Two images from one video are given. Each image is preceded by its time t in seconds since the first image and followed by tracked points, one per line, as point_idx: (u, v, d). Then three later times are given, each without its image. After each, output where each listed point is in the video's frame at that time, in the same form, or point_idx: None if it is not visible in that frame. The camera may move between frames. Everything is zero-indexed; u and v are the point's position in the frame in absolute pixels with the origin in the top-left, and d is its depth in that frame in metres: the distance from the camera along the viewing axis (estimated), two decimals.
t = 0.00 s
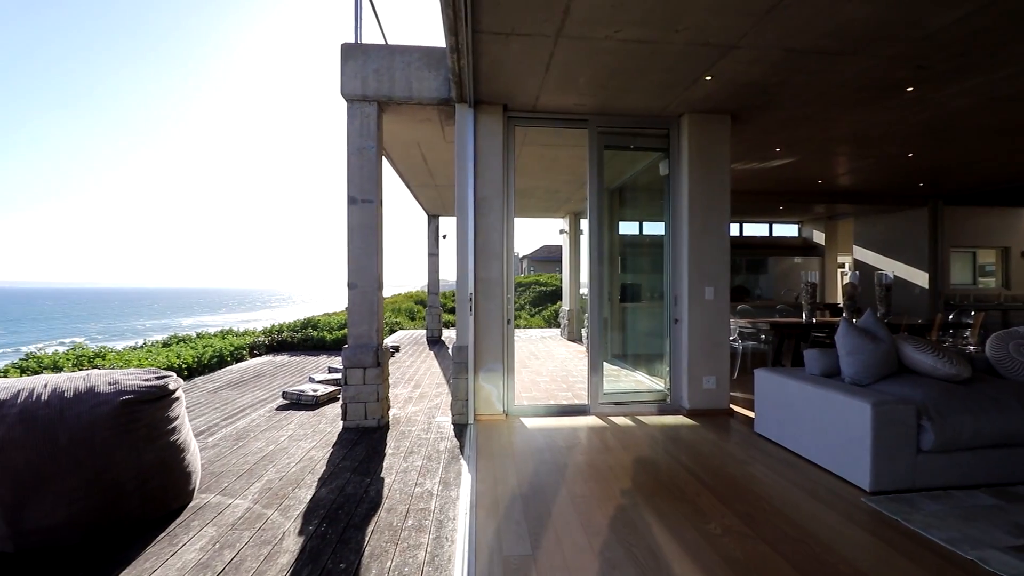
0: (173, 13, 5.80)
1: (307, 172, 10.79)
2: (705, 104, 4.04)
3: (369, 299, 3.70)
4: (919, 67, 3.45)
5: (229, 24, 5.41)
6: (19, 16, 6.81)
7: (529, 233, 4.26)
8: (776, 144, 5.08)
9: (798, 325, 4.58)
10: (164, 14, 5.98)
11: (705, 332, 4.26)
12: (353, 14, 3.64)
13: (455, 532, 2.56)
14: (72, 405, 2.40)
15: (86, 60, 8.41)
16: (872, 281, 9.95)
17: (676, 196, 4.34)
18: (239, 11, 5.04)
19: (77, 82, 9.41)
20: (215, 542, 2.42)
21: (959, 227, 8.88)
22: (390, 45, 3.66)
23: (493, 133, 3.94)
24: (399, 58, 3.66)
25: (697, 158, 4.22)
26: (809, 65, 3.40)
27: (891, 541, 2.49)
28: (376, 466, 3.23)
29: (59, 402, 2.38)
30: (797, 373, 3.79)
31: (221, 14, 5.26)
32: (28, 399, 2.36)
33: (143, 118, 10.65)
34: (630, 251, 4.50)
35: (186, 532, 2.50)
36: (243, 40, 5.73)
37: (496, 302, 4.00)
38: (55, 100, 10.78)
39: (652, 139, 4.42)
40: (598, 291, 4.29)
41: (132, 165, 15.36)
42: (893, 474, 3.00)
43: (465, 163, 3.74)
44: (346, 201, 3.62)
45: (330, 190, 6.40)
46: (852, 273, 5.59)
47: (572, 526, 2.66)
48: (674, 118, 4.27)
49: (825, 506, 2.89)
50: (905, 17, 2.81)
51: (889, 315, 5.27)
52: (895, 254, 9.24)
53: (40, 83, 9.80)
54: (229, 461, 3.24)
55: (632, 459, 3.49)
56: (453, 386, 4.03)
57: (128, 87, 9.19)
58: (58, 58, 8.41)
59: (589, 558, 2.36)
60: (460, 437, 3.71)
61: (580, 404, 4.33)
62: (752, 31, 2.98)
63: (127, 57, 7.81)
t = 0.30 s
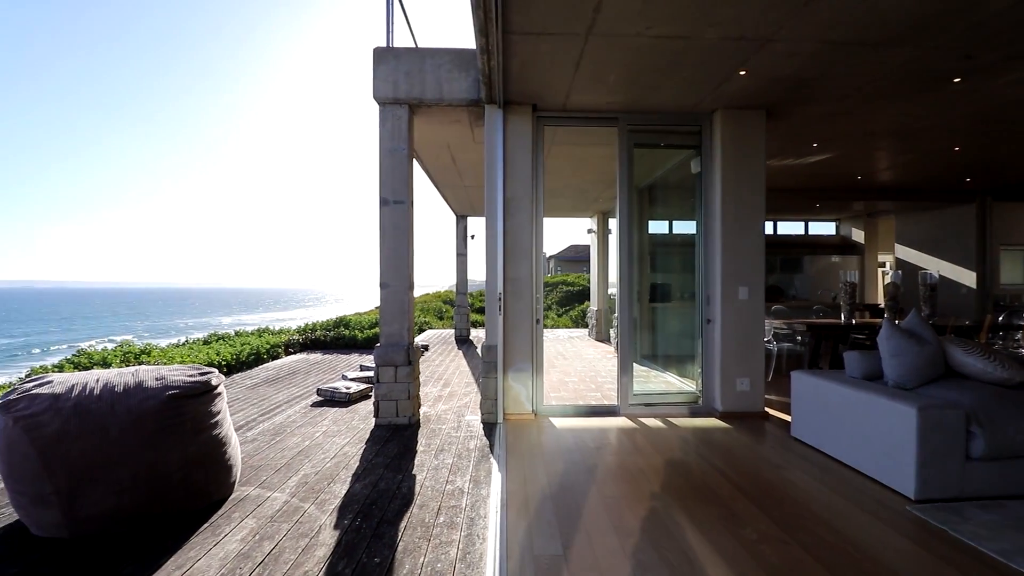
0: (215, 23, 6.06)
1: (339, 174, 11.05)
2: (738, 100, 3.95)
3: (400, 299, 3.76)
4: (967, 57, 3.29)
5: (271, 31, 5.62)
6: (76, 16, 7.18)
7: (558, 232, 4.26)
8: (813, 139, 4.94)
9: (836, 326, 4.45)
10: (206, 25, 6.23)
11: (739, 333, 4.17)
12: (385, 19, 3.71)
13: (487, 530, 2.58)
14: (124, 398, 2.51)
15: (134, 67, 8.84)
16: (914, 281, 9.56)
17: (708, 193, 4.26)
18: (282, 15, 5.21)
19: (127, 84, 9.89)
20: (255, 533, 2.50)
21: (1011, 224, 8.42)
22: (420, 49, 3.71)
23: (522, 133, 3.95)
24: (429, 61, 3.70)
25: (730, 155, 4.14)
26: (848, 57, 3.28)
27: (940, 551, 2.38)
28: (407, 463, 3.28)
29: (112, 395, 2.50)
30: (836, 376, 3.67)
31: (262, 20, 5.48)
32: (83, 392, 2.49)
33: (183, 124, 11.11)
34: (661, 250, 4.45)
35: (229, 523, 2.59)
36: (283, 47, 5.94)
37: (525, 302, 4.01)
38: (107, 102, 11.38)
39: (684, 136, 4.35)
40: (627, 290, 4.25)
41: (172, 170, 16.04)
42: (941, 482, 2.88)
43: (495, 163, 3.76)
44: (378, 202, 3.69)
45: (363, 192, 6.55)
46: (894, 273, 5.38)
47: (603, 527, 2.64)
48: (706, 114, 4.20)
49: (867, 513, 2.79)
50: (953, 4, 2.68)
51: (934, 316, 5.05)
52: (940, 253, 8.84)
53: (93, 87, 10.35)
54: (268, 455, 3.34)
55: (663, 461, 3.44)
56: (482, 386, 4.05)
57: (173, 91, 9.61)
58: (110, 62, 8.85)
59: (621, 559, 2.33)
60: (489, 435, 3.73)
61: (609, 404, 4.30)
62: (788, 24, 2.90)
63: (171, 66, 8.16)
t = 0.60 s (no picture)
0: (255, 32, 6.30)
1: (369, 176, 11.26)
2: (773, 94, 3.85)
3: (429, 298, 3.81)
4: (1021, 45, 3.12)
5: (309, 35, 5.78)
6: (126, 25, 7.56)
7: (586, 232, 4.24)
8: (851, 133, 4.79)
9: (877, 328, 4.30)
10: (245, 34, 6.45)
11: (773, 334, 4.06)
12: (415, 23, 3.76)
13: (516, 529, 2.58)
14: (167, 393, 2.58)
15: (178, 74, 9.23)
16: (960, 282, 9.14)
17: (742, 191, 4.18)
18: (318, 19, 5.37)
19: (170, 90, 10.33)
20: (292, 526, 2.57)
21: None
22: (449, 51, 3.74)
23: (550, 133, 3.94)
24: (458, 62, 3.74)
25: (763, 152, 4.04)
26: (890, 47, 3.15)
27: (993, 562, 2.26)
28: (437, 460, 3.31)
29: (155, 389, 2.57)
30: (877, 379, 3.54)
31: (299, 24, 5.66)
32: (130, 386, 2.57)
33: (220, 129, 11.56)
34: (691, 249, 4.38)
35: (266, 515, 2.67)
36: (321, 51, 6.11)
37: (553, 301, 4.00)
38: (153, 108, 11.92)
39: (716, 133, 4.28)
40: (657, 290, 4.20)
41: (211, 174, 16.69)
42: (993, 492, 2.73)
43: (524, 163, 3.76)
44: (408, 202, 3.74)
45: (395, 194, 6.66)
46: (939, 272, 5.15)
47: (633, 529, 2.61)
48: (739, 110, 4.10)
49: (912, 522, 2.67)
50: None
51: (983, 317, 4.81)
52: (989, 252, 8.42)
53: (140, 93, 10.85)
54: (302, 450, 3.43)
55: (695, 465, 3.37)
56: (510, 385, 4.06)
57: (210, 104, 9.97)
58: (155, 69, 9.26)
59: (652, 562, 2.30)
60: (518, 435, 3.74)
61: (638, 406, 4.25)
62: (826, 15, 2.80)
63: (210, 75, 8.47)
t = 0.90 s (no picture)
0: (289, 40, 6.50)
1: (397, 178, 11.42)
2: (809, 88, 3.74)
3: (459, 297, 3.84)
4: None
5: (345, 37, 5.92)
6: (168, 39, 7.87)
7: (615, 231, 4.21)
8: (894, 127, 4.61)
9: (921, 330, 4.12)
10: (279, 44, 6.63)
11: (809, 334, 3.94)
12: (444, 26, 3.81)
13: (546, 528, 2.57)
14: (210, 387, 2.66)
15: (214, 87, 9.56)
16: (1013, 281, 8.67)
17: (777, 188, 4.08)
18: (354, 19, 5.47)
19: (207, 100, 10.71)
20: (327, 519, 2.64)
21: None
22: (478, 52, 3.77)
23: (579, 132, 3.93)
24: (487, 63, 3.76)
25: (800, 147, 3.93)
26: (937, 36, 3.02)
27: None
28: (467, 459, 3.34)
29: (199, 384, 2.65)
30: (922, 383, 3.39)
31: (332, 29, 5.81)
32: (175, 381, 2.66)
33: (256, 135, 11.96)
34: (725, 249, 4.27)
35: (303, 508, 2.74)
36: (355, 52, 6.25)
37: (582, 301, 3.98)
38: (191, 117, 12.39)
39: (749, 129, 4.19)
40: (688, 290, 4.13)
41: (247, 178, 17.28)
42: None
43: (553, 162, 3.75)
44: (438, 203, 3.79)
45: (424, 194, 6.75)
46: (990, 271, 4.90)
47: (665, 532, 2.57)
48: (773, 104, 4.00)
49: (962, 531, 2.55)
50: None
51: None
52: None
53: (180, 102, 11.31)
54: (335, 446, 3.50)
55: (728, 468, 3.30)
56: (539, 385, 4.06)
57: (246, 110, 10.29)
58: (195, 79, 9.63)
59: (686, 565, 2.26)
60: (547, 434, 3.74)
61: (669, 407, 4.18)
62: (866, 5, 2.70)
63: (246, 84, 8.76)
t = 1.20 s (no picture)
0: (323, 46, 6.65)
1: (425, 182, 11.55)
2: (849, 81, 3.61)
3: (489, 297, 3.87)
4: None
5: (377, 38, 6.02)
6: (203, 58, 8.14)
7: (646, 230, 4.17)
8: (942, 119, 4.40)
9: (971, 331, 3.94)
10: (313, 48, 6.78)
11: (850, 336, 3.82)
12: (475, 28, 3.84)
13: (579, 529, 2.56)
14: (252, 384, 2.73)
15: (247, 103, 9.84)
16: None
17: (815, 185, 3.97)
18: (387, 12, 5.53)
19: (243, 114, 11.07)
20: (363, 514, 2.69)
21: None
22: (508, 53, 3.79)
23: (609, 130, 3.90)
24: (517, 64, 3.77)
25: (840, 142, 3.81)
26: (989, 24, 2.87)
27: None
28: (497, 458, 3.35)
29: (241, 381, 2.73)
30: (971, 387, 3.23)
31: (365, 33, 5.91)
32: (219, 377, 2.74)
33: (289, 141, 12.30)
34: (758, 248, 4.27)
35: (339, 503, 2.80)
36: (387, 54, 6.35)
37: (612, 301, 3.95)
38: (226, 131, 12.81)
39: (785, 125, 4.10)
40: (722, 290, 4.05)
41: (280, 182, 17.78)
42: None
43: (583, 162, 3.74)
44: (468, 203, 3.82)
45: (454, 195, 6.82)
46: None
47: (700, 536, 2.53)
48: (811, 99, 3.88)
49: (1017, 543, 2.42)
50: None
51: None
52: None
53: (215, 117, 11.69)
54: (370, 443, 3.58)
55: (765, 473, 3.21)
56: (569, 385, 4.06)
57: (279, 122, 10.58)
58: (229, 97, 9.94)
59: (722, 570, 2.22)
60: (577, 435, 3.73)
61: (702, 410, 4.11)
62: None
63: (278, 96, 9.00)
